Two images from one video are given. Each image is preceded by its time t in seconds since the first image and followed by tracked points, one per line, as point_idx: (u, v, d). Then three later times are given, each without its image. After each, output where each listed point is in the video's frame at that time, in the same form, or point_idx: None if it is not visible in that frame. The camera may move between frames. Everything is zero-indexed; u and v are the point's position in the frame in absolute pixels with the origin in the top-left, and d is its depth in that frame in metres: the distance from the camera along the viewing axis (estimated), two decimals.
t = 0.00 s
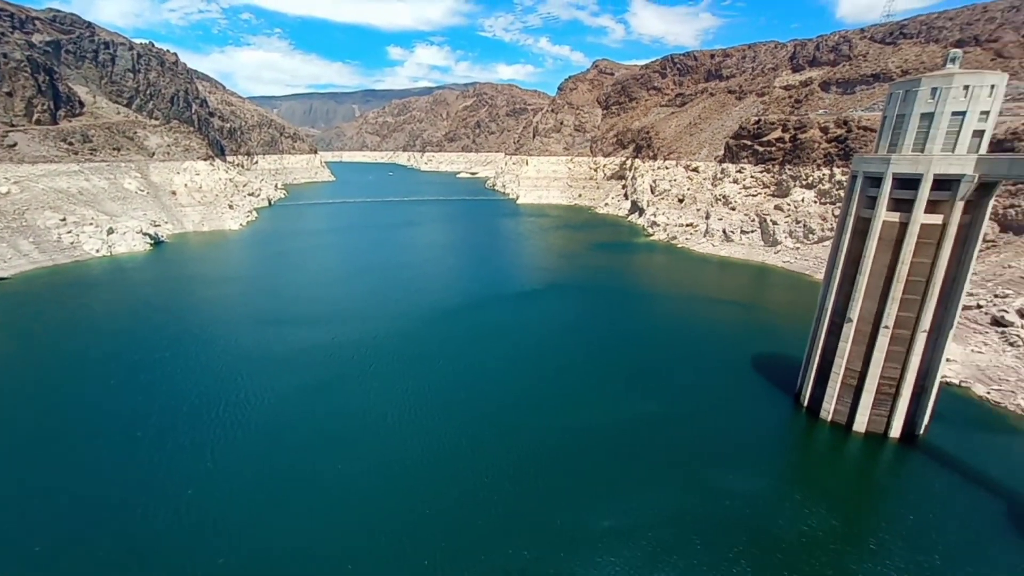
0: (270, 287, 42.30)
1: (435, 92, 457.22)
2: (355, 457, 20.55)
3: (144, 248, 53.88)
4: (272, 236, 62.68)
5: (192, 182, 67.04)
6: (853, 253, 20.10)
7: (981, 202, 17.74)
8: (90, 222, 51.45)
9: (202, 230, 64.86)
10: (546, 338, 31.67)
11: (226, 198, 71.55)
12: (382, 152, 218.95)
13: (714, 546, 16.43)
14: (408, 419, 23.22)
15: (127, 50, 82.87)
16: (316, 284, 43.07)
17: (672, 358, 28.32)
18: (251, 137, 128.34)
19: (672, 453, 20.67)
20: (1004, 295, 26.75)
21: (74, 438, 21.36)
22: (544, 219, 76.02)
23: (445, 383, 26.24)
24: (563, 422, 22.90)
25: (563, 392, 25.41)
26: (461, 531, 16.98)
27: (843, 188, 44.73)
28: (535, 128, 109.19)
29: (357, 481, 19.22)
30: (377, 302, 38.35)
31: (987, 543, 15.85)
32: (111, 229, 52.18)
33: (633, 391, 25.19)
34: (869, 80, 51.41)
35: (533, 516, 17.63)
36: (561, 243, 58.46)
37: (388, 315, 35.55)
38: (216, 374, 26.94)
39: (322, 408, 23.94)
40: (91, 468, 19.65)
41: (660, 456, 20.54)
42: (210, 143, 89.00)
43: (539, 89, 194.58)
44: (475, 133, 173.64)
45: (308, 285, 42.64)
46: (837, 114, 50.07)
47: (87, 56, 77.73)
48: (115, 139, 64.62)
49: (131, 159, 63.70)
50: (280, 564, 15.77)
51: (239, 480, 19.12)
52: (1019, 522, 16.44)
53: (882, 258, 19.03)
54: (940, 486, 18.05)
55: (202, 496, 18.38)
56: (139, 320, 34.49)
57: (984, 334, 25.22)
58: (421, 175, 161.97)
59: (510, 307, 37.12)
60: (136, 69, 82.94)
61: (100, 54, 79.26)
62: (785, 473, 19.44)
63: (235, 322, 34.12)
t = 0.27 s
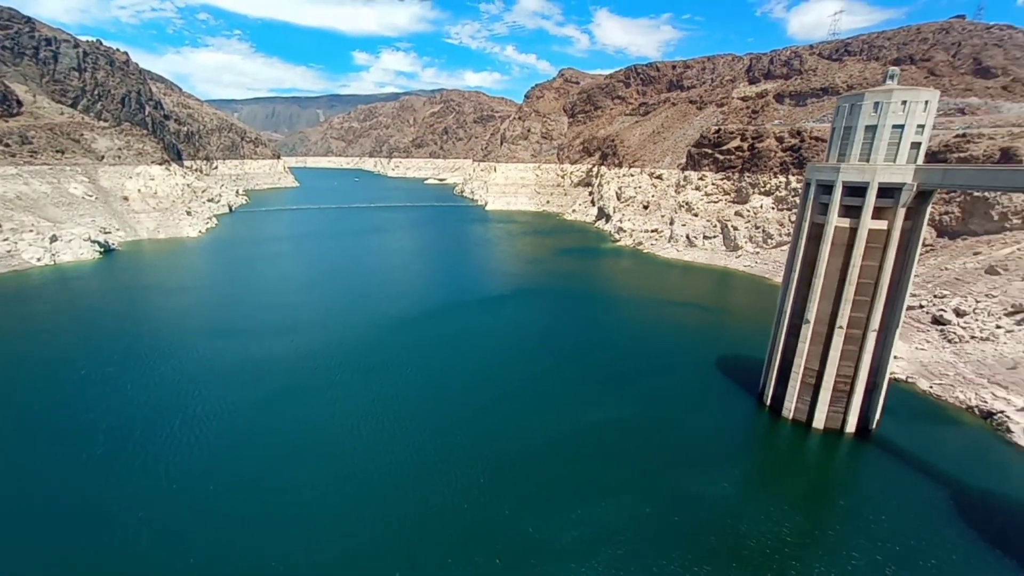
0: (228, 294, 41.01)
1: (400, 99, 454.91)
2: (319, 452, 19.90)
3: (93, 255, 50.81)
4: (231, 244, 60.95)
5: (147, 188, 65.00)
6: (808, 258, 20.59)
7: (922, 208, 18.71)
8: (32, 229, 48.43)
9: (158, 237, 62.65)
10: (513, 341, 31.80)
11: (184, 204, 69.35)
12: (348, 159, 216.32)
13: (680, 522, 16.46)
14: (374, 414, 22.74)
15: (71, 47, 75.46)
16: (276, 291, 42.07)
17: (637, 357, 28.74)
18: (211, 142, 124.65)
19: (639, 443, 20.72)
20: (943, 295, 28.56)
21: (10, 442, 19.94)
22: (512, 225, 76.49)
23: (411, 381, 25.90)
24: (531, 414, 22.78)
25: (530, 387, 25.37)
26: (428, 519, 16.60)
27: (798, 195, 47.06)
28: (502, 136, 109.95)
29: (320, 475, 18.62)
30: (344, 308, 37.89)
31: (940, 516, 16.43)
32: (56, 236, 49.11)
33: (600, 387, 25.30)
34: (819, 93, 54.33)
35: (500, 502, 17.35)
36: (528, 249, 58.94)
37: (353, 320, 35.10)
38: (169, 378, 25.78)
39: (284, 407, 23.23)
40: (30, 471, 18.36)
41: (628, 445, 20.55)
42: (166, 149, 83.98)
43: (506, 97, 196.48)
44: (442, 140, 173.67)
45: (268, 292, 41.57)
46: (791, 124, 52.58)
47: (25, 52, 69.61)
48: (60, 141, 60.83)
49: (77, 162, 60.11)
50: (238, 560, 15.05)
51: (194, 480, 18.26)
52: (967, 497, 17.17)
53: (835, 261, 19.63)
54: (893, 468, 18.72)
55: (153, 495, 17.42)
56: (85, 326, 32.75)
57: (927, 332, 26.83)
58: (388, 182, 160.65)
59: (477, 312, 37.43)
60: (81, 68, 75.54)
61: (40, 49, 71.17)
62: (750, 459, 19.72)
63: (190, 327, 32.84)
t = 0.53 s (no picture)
0: (192, 303, 40.07)
1: (369, 105, 451.26)
2: (292, 464, 19.74)
3: (42, 267, 48.98)
4: (194, 253, 59.48)
5: (101, 195, 62.33)
6: (772, 259, 21.54)
7: (874, 211, 19.82)
8: None
9: (114, 246, 60.44)
10: (486, 345, 32.09)
11: (142, 212, 67.19)
12: (316, 165, 213.31)
13: (652, 524, 16.81)
14: (349, 423, 22.67)
15: (15, 48, 71.83)
16: (243, 300, 41.34)
17: (609, 359, 29.34)
18: (171, 148, 120.97)
19: (614, 443, 21.22)
20: (895, 293, 30.06)
21: None
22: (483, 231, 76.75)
23: (386, 388, 25.88)
24: (506, 419, 23.07)
25: (505, 392, 25.65)
26: (405, 526, 16.73)
27: (760, 200, 48.78)
28: (473, 142, 110.25)
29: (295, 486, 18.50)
30: (315, 316, 37.51)
31: (896, 502, 17.28)
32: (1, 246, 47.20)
33: (573, 390, 25.71)
34: (778, 101, 56.58)
35: (476, 506, 17.65)
36: (500, 254, 59.28)
37: (324, 328, 34.85)
38: (132, 392, 25.13)
39: (256, 418, 22.94)
40: None
41: (601, 446, 20.95)
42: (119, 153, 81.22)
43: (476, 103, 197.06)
44: (413, 146, 173.04)
45: (234, 301, 40.77)
46: (752, 131, 54.45)
47: None
48: (5, 147, 58.32)
49: (24, 169, 57.53)
50: (211, 575, 14.85)
51: (163, 496, 17.88)
52: (921, 483, 18.09)
53: (797, 262, 20.52)
54: (854, 459, 19.58)
55: (120, 515, 17.01)
56: (41, 340, 31.58)
57: (882, 329, 28.20)
58: (358, 188, 159.06)
59: (450, 316, 37.65)
60: (25, 69, 71.82)
61: None
62: (720, 456, 20.24)
63: (154, 338, 32.06)
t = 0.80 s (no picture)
0: (153, 310, 38.81)
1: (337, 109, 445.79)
2: (263, 469, 19.38)
3: None
4: (154, 260, 57.65)
5: (50, 201, 59.05)
6: (737, 262, 22.29)
7: (831, 215, 20.79)
8: None
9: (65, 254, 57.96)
10: (459, 349, 32.17)
11: (96, 218, 64.14)
12: (284, 171, 209.54)
13: (621, 518, 16.82)
14: (322, 426, 22.41)
15: None
16: (206, 306, 40.31)
17: (580, 362, 29.75)
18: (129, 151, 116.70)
19: (588, 440, 21.53)
20: (852, 294, 31.47)
21: None
22: (455, 236, 76.71)
23: (360, 392, 25.71)
24: (480, 420, 23.16)
25: (478, 394, 25.76)
26: (378, 524, 16.61)
27: (725, 204, 50.32)
28: (444, 147, 110.24)
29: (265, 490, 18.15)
30: (283, 321, 36.81)
31: (855, 491, 18.09)
32: None
33: (548, 392, 25.95)
34: (740, 109, 58.50)
35: (445, 503, 17.55)
36: (471, 259, 59.37)
37: (293, 333, 34.31)
38: (93, 399, 24.21)
39: (224, 424, 22.43)
40: None
41: (575, 445, 21.16)
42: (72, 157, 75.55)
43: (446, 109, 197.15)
44: (382, 151, 171.76)
45: (196, 308, 39.72)
46: (717, 138, 56.17)
47: None
48: None
49: None
50: None
51: (129, 505, 17.32)
52: (877, 473, 19.01)
53: (761, 265, 21.31)
54: (816, 453, 20.41)
55: (80, 525, 16.36)
56: None
57: (840, 328, 29.48)
58: (327, 193, 156.89)
59: (422, 320, 37.72)
60: None
61: None
62: (692, 455, 20.69)
63: (112, 346, 30.87)
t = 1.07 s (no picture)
0: (125, 317, 37.91)
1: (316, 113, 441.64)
2: (242, 479, 19.08)
3: None
4: (125, 267, 56.27)
5: (12, 206, 56.79)
6: (715, 265, 22.77)
7: (805, 219, 21.38)
8: None
9: (28, 262, 56.17)
10: (441, 353, 32.11)
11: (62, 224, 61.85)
12: (261, 175, 206.75)
13: (609, 519, 17.10)
14: (303, 432, 22.15)
15: None
16: (180, 313, 39.53)
17: (563, 365, 30.00)
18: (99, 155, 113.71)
19: (572, 443, 21.73)
20: (827, 295, 32.29)
21: None
22: (436, 240, 76.56)
23: (344, 398, 25.53)
24: (463, 424, 23.19)
25: (462, 398, 25.76)
26: (361, 532, 16.52)
27: (703, 208, 51.23)
28: (424, 152, 109.98)
29: (244, 500, 17.89)
30: (262, 327, 36.33)
31: (830, 488, 18.58)
32: None
33: (531, 396, 26.08)
34: (717, 115, 59.65)
35: (435, 507, 17.64)
36: (452, 264, 59.33)
37: (272, 339, 33.86)
38: (67, 410, 23.66)
39: (201, 434, 22.02)
40: None
41: (558, 448, 21.35)
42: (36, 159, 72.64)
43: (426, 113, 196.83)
44: (362, 156, 170.66)
45: (170, 315, 38.91)
46: (694, 143, 57.13)
47: None
48: None
49: None
50: None
51: (108, 516, 17.01)
52: (851, 469, 19.58)
53: (738, 269, 21.80)
54: (793, 451, 20.90)
55: (48, 541, 15.85)
56: None
57: (816, 329, 30.23)
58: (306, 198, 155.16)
59: (403, 325, 37.62)
60: None
61: None
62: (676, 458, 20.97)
63: (85, 355, 30.12)
